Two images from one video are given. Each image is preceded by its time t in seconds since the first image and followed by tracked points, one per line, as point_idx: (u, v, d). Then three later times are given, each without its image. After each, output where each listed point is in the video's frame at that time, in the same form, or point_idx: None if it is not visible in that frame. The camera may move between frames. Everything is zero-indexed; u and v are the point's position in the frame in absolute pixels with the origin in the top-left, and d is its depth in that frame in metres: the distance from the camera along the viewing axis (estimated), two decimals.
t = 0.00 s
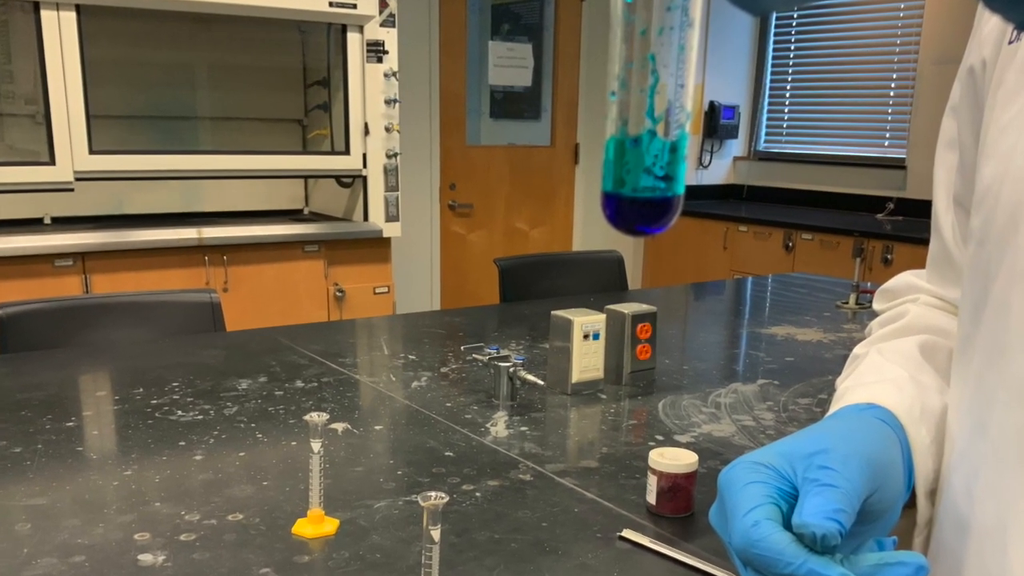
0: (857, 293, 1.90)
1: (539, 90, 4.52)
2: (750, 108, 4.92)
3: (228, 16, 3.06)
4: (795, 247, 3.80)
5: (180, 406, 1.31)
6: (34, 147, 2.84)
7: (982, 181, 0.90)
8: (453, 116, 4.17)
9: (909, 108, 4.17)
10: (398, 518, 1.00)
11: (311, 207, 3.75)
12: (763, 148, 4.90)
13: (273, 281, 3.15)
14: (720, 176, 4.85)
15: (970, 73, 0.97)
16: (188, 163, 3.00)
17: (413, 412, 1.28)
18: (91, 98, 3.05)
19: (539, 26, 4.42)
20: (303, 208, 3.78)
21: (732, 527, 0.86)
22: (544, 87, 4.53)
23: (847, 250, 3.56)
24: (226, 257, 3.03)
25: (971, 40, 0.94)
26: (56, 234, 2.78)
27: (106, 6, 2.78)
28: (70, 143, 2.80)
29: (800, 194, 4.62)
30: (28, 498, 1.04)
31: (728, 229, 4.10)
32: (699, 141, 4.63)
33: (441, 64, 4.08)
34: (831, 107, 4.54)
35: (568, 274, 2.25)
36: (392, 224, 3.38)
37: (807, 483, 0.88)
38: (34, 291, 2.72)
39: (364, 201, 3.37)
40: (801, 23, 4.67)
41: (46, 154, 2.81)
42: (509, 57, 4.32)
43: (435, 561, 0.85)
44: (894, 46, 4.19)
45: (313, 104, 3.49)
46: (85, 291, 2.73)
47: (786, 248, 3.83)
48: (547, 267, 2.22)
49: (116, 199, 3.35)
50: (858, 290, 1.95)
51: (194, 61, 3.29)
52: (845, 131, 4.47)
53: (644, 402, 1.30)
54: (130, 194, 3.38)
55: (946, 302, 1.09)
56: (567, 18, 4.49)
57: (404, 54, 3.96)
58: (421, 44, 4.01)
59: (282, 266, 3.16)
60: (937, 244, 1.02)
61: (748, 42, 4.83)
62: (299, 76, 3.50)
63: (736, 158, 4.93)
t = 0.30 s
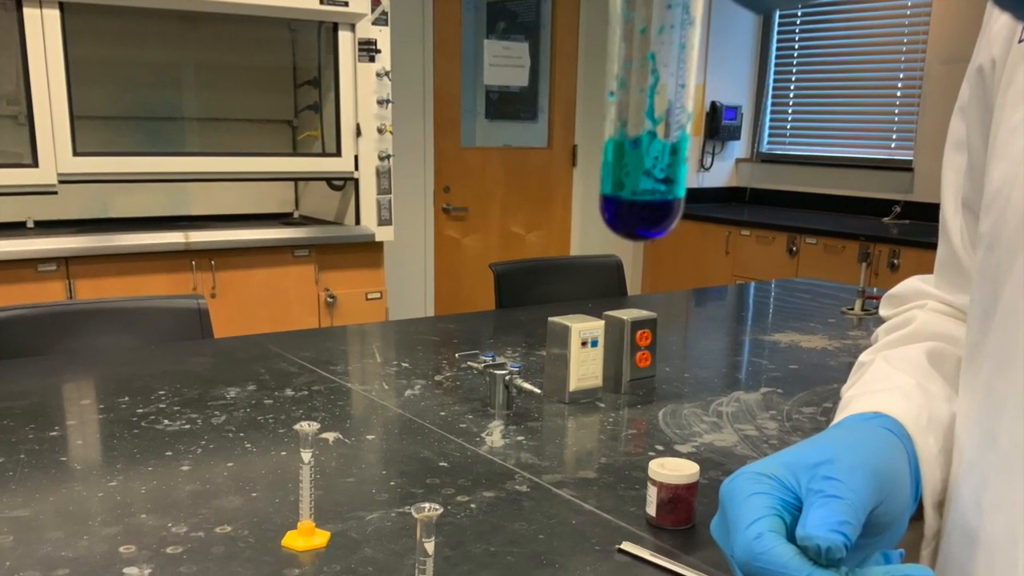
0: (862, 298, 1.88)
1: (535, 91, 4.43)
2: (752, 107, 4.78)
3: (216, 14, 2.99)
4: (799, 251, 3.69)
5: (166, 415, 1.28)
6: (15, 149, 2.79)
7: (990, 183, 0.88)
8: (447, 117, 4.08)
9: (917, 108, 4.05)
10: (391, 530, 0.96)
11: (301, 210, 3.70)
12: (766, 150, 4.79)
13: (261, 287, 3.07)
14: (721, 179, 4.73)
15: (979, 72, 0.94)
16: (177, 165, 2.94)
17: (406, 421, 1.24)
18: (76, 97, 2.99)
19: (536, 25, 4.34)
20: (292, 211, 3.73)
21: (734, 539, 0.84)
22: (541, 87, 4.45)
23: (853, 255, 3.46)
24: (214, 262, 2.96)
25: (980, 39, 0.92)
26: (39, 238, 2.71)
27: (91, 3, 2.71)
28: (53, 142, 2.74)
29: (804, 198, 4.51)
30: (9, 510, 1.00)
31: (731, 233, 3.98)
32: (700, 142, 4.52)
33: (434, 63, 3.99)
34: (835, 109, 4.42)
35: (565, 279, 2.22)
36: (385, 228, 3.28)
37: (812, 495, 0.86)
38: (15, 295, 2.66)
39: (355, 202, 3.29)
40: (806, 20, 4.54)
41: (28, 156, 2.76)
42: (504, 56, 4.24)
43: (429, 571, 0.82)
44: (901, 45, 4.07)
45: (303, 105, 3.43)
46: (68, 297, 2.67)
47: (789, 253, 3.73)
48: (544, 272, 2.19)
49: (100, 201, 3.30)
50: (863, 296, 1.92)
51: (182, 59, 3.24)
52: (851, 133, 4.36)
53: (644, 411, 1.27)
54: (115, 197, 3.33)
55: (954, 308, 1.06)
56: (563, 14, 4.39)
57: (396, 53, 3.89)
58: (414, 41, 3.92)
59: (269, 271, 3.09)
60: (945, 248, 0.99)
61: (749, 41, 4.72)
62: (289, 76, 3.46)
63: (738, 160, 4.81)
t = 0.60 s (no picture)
0: (868, 305, 1.85)
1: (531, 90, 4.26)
2: (755, 105, 4.60)
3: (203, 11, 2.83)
4: (803, 255, 3.56)
5: (151, 424, 1.23)
6: None
7: (1000, 187, 0.85)
8: (441, 117, 3.92)
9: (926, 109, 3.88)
10: (383, 543, 0.93)
11: (291, 214, 3.53)
12: (769, 151, 4.59)
13: (250, 293, 2.93)
14: (723, 181, 4.54)
15: (988, 72, 0.91)
16: (176, 165, 2.78)
17: (399, 431, 1.20)
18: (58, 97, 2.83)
19: (533, 22, 4.18)
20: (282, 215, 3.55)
21: (736, 552, 0.82)
22: (538, 88, 4.28)
23: (858, 260, 3.35)
24: (202, 267, 2.82)
25: (989, 38, 0.89)
26: (20, 242, 2.56)
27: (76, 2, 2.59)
28: (36, 145, 2.57)
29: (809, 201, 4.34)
30: None
31: (732, 237, 3.84)
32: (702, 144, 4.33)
33: (428, 62, 3.83)
34: (840, 107, 4.25)
35: (562, 284, 2.17)
36: (378, 232, 3.13)
37: (816, 507, 0.83)
38: None
39: (347, 204, 3.12)
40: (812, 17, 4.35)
41: (11, 158, 2.58)
42: (500, 55, 4.08)
43: None
44: (908, 43, 3.92)
45: (293, 105, 3.25)
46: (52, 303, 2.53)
47: (793, 257, 3.60)
48: (541, 278, 2.14)
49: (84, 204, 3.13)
50: (870, 302, 1.89)
51: (168, 58, 3.06)
52: (856, 135, 4.19)
53: (643, 421, 1.23)
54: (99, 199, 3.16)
55: (963, 314, 1.03)
56: (560, 12, 4.23)
57: (389, 51, 3.71)
58: (408, 41, 3.75)
59: (258, 277, 2.94)
60: (953, 254, 0.97)
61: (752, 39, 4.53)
62: (278, 75, 3.26)
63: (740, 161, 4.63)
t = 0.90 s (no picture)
0: (875, 312, 1.82)
1: (528, 91, 4.03)
2: (758, 108, 4.43)
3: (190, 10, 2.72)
4: (807, 261, 3.41)
5: (135, 435, 1.19)
6: None
7: (1009, 190, 0.82)
8: (434, 119, 3.71)
9: (935, 109, 3.71)
10: (375, 557, 0.89)
11: (280, 217, 3.39)
12: (773, 153, 4.41)
13: (237, 298, 2.78)
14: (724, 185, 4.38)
15: (997, 72, 0.88)
16: (151, 170, 2.65)
17: (391, 441, 1.16)
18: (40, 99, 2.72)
19: (529, 21, 3.95)
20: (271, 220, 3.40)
21: (739, 566, 0.80)
22: (534, 89, 4.04)
23: (865, 265, 3.18)
24: (188, 272, 2.67)
25: (999, 37, 0.86)
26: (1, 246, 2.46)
27: None
28: (17, 148, 2.47)
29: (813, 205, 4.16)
30: None
31: (735, 242, 3.68)
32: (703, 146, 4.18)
33: (421, 62, 3.63)
34: (846, 107, 4.08)
35: (560, 290, 2.13)
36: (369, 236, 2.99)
37: (821, 519, 0.81)
38: None
39: (336, 206, 2.98)
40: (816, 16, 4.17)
41: None
42: (496, 54, 3.85)
43: None
44: (916, 41, 3.75)
45: (281, 106, 3.17)
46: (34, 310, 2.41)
47: (796, 262, 3.44)
48: (537, 284, 2.10)
49: (67, 207, 3.01)
50: (877, 308, 1.87)
51: (154, 57, 2.97)
52: (862, 136, 4.03)
53: (643, 431, 1.20)
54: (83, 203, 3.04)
55: (972, 321, 1.00)
56: (557, 8, 3.99)
57: (381, 51, 3.51)
58: (400, 40, 3.56)
59: (244, 282, 2.78)
60: (961, 259, 0.94)
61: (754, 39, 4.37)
62: (269, 75, 3.19)
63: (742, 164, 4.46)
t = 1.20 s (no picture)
0: (882, 318, 1.79)
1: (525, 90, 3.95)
2: (762, 112, 4.35)
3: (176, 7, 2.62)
4: (812, 266, 3.32)
5: (119, 445, 1.15)
6: None
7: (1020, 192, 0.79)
8: (428, 118, 3.60)
9: (943, 109, 3.61)
10: (367, 572, 0.86)
11: (269, 221, 3.23)
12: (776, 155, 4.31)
13: (224, 304, 2.69)
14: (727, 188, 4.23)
15: (1008, 70, 0.85)
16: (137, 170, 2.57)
17: (383, 452, 1.13)
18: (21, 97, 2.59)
19: (524, 18, 3.87)
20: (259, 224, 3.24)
21: None
22: (530, 88, 3.97)
23: (872, 269, 3.11)
24: (174, 278, 2.59)
25: (1010, 34, 0.82)
26: None
27: None
28: None
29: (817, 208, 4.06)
30: None
31: (737, 246, 3.58)
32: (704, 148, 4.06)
33: (415, 61, 3.52)
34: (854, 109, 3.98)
35: (559, 294, 2.10)
36: (360, 241, 2.87)
37: (827, 533, 0.78)
38: None
39: (328, 209, 2.87)
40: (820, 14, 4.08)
41: None
42: (491, 53, 3.76)
43: None
44: (924, 39, 3.65)
45: (270, 106, 3.05)
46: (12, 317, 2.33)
47: (802, 267, 3.35)
48: (535, 289, 2.06)
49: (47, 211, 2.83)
50: (883, 315, 1.84)
51: (139, 58, 2.85)
52: (868, 138, 3.93)
53: (643, 441, 1.17)
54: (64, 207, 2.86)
55: (982, 328, 0.97)
56: (555, 6, 3.92)
57: (373, 50, 3.42)
58: (394, 38, 3.46)
59: (230, 288, 2.70)
60: (972, 264, 0.91)
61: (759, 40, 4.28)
62: (255, 74, 3.07)
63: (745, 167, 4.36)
